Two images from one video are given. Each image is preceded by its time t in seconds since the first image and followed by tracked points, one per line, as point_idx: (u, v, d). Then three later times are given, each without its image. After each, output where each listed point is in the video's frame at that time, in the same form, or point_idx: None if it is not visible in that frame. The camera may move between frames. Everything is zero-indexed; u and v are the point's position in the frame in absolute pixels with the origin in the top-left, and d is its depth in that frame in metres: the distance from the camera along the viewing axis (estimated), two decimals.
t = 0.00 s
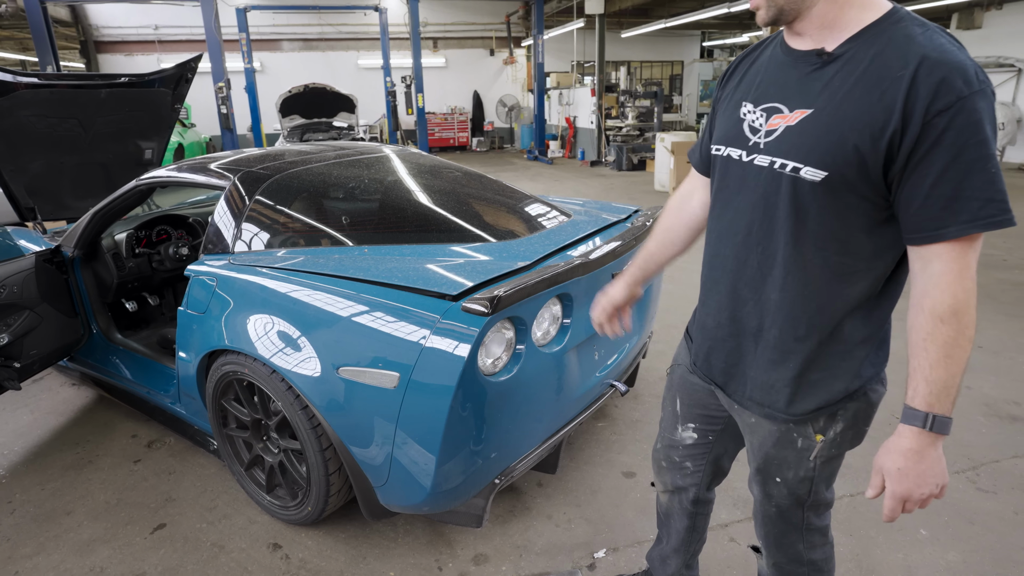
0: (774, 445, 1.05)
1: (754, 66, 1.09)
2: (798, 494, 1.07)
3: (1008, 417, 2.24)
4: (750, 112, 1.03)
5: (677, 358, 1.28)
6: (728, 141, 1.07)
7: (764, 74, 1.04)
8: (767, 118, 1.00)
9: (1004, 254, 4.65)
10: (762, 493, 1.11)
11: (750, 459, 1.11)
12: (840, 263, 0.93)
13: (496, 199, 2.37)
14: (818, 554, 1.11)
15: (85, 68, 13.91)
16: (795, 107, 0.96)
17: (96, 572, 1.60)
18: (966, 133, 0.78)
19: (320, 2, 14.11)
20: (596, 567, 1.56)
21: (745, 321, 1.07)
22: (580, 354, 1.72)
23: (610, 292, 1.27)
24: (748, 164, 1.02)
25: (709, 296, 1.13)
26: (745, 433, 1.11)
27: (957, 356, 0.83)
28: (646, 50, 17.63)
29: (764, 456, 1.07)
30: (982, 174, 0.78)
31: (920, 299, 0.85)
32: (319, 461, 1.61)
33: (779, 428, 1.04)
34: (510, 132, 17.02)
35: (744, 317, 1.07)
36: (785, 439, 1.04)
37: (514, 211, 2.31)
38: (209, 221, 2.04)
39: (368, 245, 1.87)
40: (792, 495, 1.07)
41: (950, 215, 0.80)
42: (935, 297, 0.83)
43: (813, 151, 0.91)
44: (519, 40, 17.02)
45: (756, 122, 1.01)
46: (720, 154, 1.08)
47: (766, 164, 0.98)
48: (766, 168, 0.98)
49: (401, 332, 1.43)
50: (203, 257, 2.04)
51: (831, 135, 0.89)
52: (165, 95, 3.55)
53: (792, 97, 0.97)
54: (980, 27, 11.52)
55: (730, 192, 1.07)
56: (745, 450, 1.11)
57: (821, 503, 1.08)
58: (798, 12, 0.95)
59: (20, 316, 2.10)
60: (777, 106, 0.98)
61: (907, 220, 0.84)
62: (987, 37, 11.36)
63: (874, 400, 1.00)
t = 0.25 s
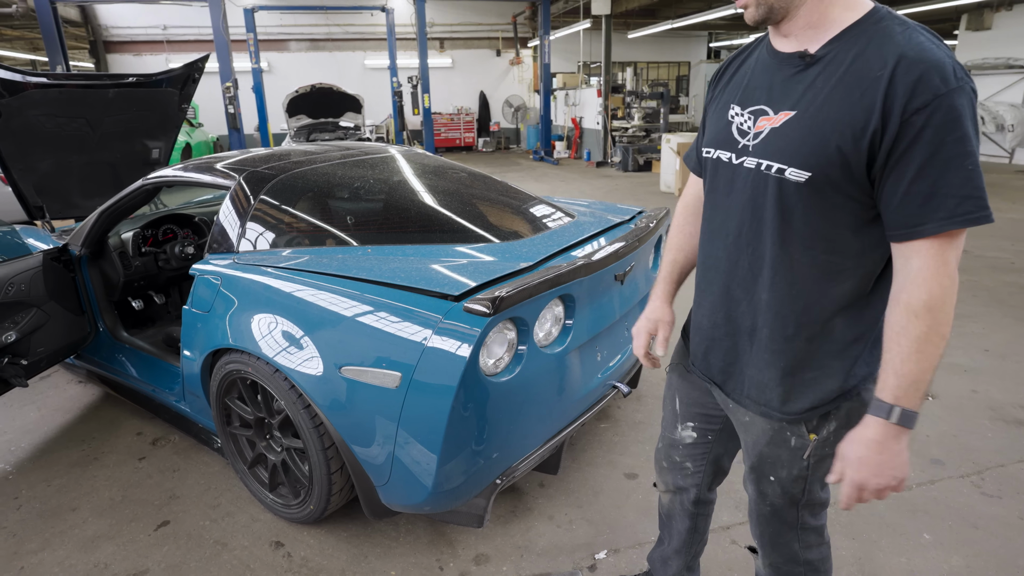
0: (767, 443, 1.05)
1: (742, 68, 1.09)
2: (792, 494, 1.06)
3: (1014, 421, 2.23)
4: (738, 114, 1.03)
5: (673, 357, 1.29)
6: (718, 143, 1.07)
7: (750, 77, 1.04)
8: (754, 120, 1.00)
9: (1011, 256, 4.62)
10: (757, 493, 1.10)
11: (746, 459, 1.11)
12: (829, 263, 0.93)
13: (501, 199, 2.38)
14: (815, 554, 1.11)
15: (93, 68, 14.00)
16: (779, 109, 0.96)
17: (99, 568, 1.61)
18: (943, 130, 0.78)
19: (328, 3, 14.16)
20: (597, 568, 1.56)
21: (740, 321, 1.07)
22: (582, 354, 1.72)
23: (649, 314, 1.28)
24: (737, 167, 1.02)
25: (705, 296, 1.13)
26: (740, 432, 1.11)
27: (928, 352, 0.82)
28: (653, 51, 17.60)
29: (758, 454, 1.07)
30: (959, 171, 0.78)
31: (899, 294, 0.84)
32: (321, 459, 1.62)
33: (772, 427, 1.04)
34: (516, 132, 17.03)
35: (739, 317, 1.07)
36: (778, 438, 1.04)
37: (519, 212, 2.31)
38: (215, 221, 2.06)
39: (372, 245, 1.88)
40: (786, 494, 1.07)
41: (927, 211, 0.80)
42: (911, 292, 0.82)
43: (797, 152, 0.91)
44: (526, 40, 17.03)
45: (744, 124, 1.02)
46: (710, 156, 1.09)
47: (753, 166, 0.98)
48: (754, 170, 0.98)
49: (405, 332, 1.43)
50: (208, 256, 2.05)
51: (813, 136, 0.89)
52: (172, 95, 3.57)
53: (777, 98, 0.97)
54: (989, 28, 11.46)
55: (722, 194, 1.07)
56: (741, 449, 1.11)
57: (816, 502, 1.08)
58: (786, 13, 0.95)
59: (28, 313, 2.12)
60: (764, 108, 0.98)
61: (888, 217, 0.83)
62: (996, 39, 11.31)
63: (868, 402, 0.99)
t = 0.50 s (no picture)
0: (767, 449, 1.06)
1: (725, 70, 1.11)
2: (792, 499, 1.07)
3: (1012, 425, 2.22)
4: (726, 114, 1.03)
5: (665, 365, 1.28)
6: (706, 144, 1.07)
7: (737, 77, 1.04)
8: (744, 119, 1.00)
9: (1011, 260, 4.61)
10: (755, 500, 1.11)
11: (743, 466, 1.11)
12: (821, 259, 0.93)
13: (501, 200, 2.38)
14: (813, 557, 1.12)
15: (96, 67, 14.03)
16: (770, 105, 0.96)
17: (95, 567, 1.61)
18: (930, 118, 0.79)
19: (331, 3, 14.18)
20: (593, 570, 1.56)
21: (734, 322, 1.07)
22: (580, 356, 1.73)
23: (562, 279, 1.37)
24: (728, 166, 1.02)
25: (696, 298, 1.13)
26: (737, 439, 1.11)
27: (892, 334, 0.81)
28: (655, 53, 17.60)
29: (758, 461, 1.07)
30: (944, 158, 0.79)
31: (881, 276, 0.83)
32: (318, 458, 1.62)
33: (770, 432, 1.05)
34: (518, 134, 17.03)
35: (733, 318, 1.06)
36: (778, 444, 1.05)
37: (519, 213, 2.31)
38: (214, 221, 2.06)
39: (371, 245, 1.88)
40: (786, 499, 1.07)
41: (914, 198, 0.80)
42: (892, 275, 0.82)
43: (790, 146, 0.92)
44: (528, 41, 17.04)
45: (733, 124, 1.02)
46: (699, 157, 1.08)
47: (745, 164, 0.98)
48: (746, 168, 0.98)
49: (405, 332, 1.43)
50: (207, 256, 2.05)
51: (806, 128, 0.90)
52: (173, 94, 3.57)
53: (766, 96, 0.97)
54: (992, 32, 11.44)
55: (712, 195, 1.07)
56: (739, 455, 1.11)
57: (814, 505, 1.09)
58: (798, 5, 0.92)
59: (27, 312, 2.13)
60: (753, 106, 0.99)
61: (877, 204, 0.84)
62: (999, 42, 11.28)
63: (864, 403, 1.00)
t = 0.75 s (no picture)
0: (759, 451, 1.06)
1: (711, 66, 1.11)
2: (784, 498, 1.07)
3: (1011, 423, 2.22)
4: (713, 110, 1.03)
5: (652, 367, 1.28)
6: (694, 140, 1.07)
7: (722, 74, 1.04)
8: (731, 115, 1.00)
9: (1011, 258, 4.61)
10: (749, 502, 1.11)
11: (736, 469, 1.11)
12: (810, 255, 0.93)
13: (500, 199, 2.38)
14: (807, 555, 1.12)
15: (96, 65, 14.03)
16: (756, 101, 0.96)
17: (94, 565, 1.62)
18: (919, 115, 0.80)
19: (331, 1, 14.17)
20: (591, 568, 1.56)
21: (722, 320, 1.06)
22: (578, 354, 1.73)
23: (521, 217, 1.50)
24: (715, 161, 1.02)
25: (683, 297, 1.13)
26: (728, 441, 1.11)
27: (904, 333, 0.82)
28: (656, 51, 17.57)
29: (751, 463, 1.07)
30: (935, 154, 0.79)
31: (878, 276, 0.84)
32: (315, 457, 1.62)
33: (762, 432, 1.05)
34: (518, 132, 17.01)
35: (721, 316, 1.06)
36: (770, 445, 1.05)
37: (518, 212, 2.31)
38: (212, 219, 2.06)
39: (369, 244, 1.88)
40: (779, 500, 1.08)
41: (906, 194, 0.81)
42: (890, 274, 0.82)
43: (778, 142, 0.92)
44: (528, 40, 17.02)
45: (720, 120, 1.02)
46: (686, 153, 1.08)
47: (732, 159, 0.98)
48: (733, 163, 0.98)
49: (404, 331, 1.43)
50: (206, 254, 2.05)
51: (794, 123, 0.90)
52: (173, 92, 3.57)
53: (753, 91, 0.97)
54: (993, 29, 11.41)
55: (699, 191, 1.07)
56: (730, 457, 1.11)
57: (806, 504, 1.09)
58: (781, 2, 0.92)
59: (26, 311, 2.13)
60: (740, 101, 0.99)
61: (865, 202, 0.85)
62: (1000, 40, 11.27)
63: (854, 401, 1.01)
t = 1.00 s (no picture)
0: (745, 449, 1.05)
1: (697, 65, 1.10)
2: (773, 495, 1.07)
3: (1014, 422, 2.22)
4: (699, 111, 1.03)
5: (637, 367, 1.28)
6: (678, 139, 1.06)
7: (708, 75, 1.04)
8: (715, 115, 1.00)
9: (1015, 257, 4.59)
10: (738, 499, 1.11)
11: (724, 466, 1.11)
12: (795, 256, 0.93)
13: (502, 200, 2.38)
14: (801, 551, 1.12)
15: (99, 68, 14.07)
16: (741, 102, 0.96)
17: (96, 566, 1.62)
18: (905, 119, 0.81)
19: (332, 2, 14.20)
20: (591, 567, 1.56)
21: (705, 319, 1.06)
22: (578, 354, 1.73)
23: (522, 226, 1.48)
24: (699, 162, 1.02)
25: (667, 296, 1.12)
26: (714, 439, 1.10)
27: (912, 337, 0.83)
28: (657, 50, 17.55)
29: (738, 461, 1.07)
30: (923, 158, 0.80)
31: (874, 281, 0.85)
32: (316, 458, 1.63)
33: (749, 431, 1.04)
34: (519, 132, 17.01)
35: (704, 316, 1.06)
36: (756, 443, 1.04)
37: (520, 213, 2.32)
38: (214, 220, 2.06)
39: (370, 245, 1.89)
40: (767, 496, 1.08)
41: (895, 198, 0.82)
42: (890, 281, 0.84)
43: (762, 143, 0.92)
44: (529, 40, 17.02)
45: (705, 120, 1.01)
46: (671, 153, 1.08)
47: (716, 159, 0.98)
48: (718, 164, 0.98)
49: (405, 332, 1.43)
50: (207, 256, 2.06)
51: (777, 126, 0.90)
52: (175, 95, 3.58)
53: (738, 92, 0.97)
54: (996, 27, 11.37)
55: (683, 192, 1.06)
56: (718, 456, 1.11)
57: (796, 500, 1.09)
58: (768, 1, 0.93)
59: (29, 312, 2.14)
60: (724, 103, 0.99)
61: (855, 206, 0.86)
62: (1003, 37, 11.22)
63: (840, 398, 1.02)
